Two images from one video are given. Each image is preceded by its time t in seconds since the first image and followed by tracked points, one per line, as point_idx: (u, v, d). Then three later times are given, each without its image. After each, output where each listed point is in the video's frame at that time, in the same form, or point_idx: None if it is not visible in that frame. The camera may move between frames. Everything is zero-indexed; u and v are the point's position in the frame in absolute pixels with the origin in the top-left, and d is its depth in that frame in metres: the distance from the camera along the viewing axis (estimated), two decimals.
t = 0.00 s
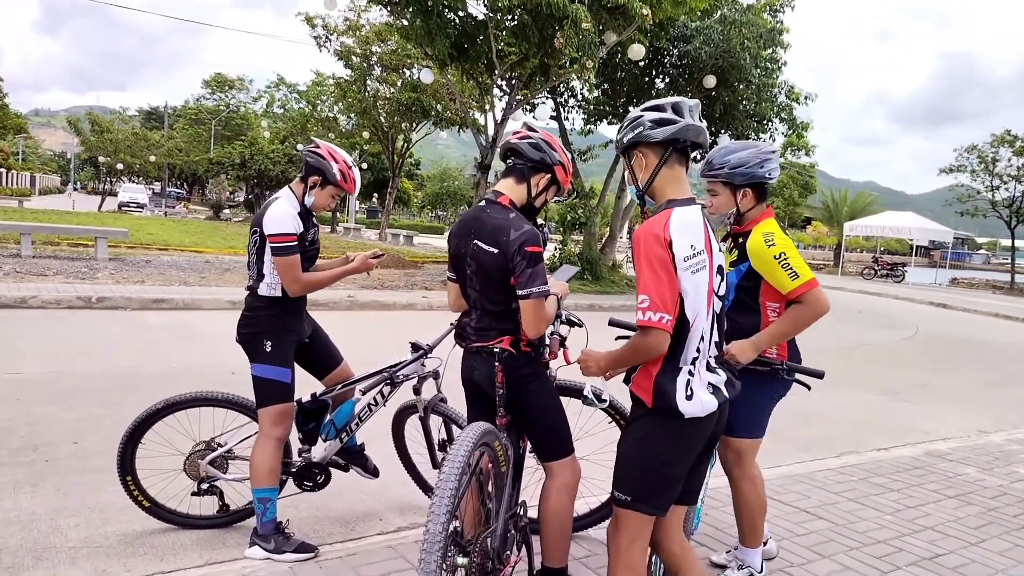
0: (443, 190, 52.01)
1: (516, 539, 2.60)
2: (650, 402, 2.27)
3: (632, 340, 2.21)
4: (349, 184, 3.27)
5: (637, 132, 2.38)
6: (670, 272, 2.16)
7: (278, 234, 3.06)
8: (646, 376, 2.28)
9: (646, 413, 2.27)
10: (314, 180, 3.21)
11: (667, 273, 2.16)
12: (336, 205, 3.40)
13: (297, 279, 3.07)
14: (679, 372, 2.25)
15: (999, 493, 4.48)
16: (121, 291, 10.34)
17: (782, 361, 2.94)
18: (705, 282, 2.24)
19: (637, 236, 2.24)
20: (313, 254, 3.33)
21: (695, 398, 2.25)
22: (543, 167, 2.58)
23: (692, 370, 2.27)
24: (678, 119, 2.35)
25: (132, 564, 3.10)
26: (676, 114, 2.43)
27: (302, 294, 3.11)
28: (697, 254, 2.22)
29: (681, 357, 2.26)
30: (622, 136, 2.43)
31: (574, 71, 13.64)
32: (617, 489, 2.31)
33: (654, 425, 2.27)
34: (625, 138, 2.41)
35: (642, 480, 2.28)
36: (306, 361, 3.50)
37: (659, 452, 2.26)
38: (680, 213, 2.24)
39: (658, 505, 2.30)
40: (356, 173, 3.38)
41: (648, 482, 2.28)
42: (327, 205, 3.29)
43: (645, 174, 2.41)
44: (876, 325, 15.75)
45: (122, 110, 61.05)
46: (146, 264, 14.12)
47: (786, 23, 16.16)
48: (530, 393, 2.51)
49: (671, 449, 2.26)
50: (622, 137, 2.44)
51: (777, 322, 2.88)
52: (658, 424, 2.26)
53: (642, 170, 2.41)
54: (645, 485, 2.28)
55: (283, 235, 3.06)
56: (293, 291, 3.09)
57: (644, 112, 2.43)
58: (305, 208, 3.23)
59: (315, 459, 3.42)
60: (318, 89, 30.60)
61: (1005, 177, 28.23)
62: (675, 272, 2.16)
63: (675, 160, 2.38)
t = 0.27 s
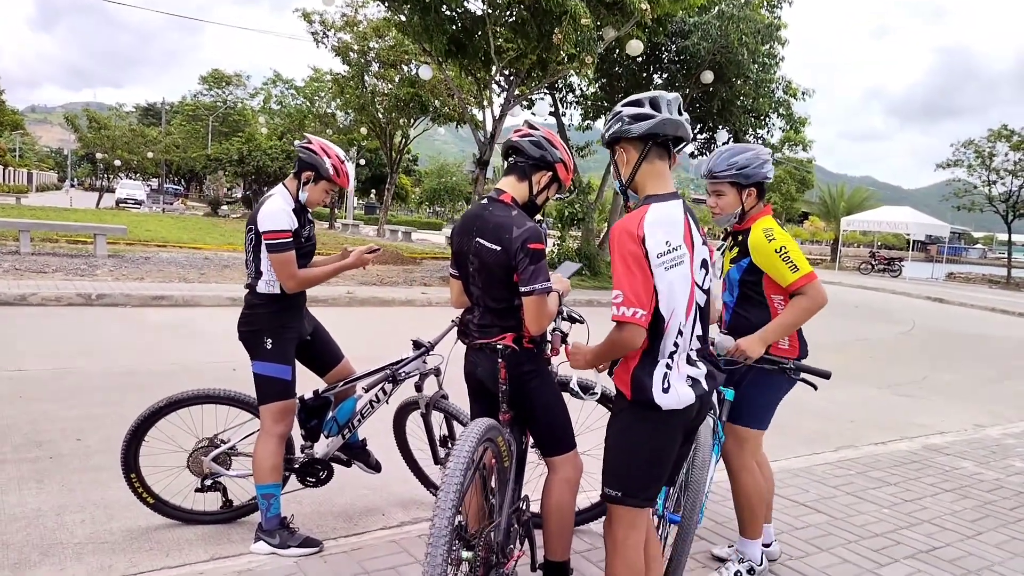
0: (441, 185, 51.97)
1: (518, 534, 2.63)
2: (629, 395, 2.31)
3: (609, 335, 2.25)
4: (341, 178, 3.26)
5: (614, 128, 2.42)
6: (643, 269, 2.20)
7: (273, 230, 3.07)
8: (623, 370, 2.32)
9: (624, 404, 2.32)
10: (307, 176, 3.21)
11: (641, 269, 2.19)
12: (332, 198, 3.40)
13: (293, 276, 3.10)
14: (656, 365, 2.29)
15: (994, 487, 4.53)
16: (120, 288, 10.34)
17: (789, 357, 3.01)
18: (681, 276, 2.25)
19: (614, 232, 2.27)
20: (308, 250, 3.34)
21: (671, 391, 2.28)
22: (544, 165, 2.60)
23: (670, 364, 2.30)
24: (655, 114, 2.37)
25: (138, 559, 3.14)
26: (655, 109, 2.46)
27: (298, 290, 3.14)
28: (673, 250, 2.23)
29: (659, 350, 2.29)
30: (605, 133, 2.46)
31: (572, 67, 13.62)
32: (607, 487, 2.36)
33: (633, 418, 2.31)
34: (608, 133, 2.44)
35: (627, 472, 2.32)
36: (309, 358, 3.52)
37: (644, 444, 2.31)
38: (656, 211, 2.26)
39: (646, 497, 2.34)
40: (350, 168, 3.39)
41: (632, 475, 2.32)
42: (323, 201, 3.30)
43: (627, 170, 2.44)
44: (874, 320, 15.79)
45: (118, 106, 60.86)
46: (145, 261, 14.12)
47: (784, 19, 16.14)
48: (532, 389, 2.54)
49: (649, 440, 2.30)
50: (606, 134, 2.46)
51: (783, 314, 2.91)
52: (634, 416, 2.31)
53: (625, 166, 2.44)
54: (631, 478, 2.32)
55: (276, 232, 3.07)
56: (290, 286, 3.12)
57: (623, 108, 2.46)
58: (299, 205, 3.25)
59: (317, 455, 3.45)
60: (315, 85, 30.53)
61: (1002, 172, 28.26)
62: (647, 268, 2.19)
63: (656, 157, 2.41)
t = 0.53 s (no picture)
0: (438, 183, 51.96)
1: (516, 534, 2.65)
2: (617, 394, 2.34)
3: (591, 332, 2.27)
4: (321, 171, 3.21)
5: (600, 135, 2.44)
6: (624, 265, 2.23)
7: (264, 233, 3.09)
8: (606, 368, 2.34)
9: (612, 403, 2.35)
10: (292, 173, 3.21)
11: (622, 265, 2.23)
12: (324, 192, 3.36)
13: (286, 278, 3.11)
14: (640, 363, 2.31)
15: (988, 485, 4.56)
16: (117, 288, 10.34)
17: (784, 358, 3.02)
18: (661, 276, 2.28)
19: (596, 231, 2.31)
20: (303, 251, 3.33)
21: (656, 389, 2.31)
22: (541, 169, 2.62)
23: (655, 363, 2.32)
24: (640, 121, 2.39)
25: (138, 561, 3.15)
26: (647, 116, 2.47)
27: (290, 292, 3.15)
28: (654, 249, 2.27)
29: (642, 349, 2.30)
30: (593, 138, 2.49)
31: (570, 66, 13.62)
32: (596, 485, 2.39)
33: (623, 416, 2.33)
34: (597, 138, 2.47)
35: (615, 470, 2.35)
36: (307, 360, 3.54)
37: (632, 441, 2.33)
38: (639, 211, 2.29)
39: (635, 494, 2.36)
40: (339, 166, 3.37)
41: (619, 473, 2.34)
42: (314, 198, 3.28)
43: (615, 174, 2.46)
44: (870, 318, 15.83)
45: (114, 104, 60.64)
46: (142, 260, 14.10)
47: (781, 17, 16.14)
48: (529, 392, 2.56)
49: (635, 437, 2.33)
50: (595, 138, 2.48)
51: (774, 317, 2.92)
52: (622, 414, 2.34)
53: (611, 171, 2.46)
54: (618, 476, 2.35)
55: (267, 235, 3.09)
56: (282, 289, 3.13)
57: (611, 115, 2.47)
58: (289, 205, 3.25)
59: (315, 456, 3.47)
60: (312, 83, 30.48)
61: (999, 169, 28.30)
62: (628, 264, 2.22)
63: (642, 162, 2.43)
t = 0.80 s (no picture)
0: (434, 185, 51.96)
1: (514, 537, 2.67)
2: (632, 387, 2.35)
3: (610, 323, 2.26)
4: (280, 154, 3.24)
5: (616, 140, 2.44)
6: (644, 255, 2.26)
7: (252, 234, 3.09)
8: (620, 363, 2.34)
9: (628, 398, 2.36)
10: (267, 171, 3.32)
11: (642, 256, 2.26)
12: (310, 186, 3.34)
13: (273, 280, 3.09)
14: (655, 355, 2.34)
15: (982, 486, 4.59)
16: (113, 291, 10.32)
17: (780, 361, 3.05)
18: (671, 271, 2.35)
19: (608, 228, 2.33)
20: (295, 254, 3.31)
21: (674, 379, 2.36)
22: (537, 174, 2.64)
23: (668, 354, 2.37)
24: (654, 131, 2.46)
25: (136, 566, 3.16)
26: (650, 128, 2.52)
27: (279, 294, 3.12)
28: (665, 245, 2.33)
29: (655, 340, 2.33)
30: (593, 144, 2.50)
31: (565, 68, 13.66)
32: (608, 481, 2.39)
33: (637, 409, 2.35)
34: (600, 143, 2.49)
35: (628, 465, 2.36)
36: (305, 365, 3.55)
37: (646, 434, 2.36)
38: (650, 210, 2.35)
39: (647, 488, 2.39)
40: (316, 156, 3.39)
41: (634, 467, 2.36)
42: (298, 186, 3.28)
43: (619, 179, 2.49)
44: (865, 319, 15.89)
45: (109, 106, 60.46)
46: (138, 263, 14.07)
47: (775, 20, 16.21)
48: (526, 396, 2.57)
49: (648, 431, 2.35)
50: (595, 144, 2.50)
51: (769, 316, 2.94)
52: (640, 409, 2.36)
53: (616, 176, 2.49)
54: (634, 471, 2.36)
55: (249, 237, 3.09)
56: (269, 293, 3.11)
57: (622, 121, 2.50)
58: (278, 207, 3.26)
59: (312, 461, 3.48)
60: (308, 86, 30.46)
61: (992, 170, 28.43)
62: (644, 258, 2.25)
63: (645, 169, 2.48)
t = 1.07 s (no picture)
0: (429, 188, 51.91)
1: (512, 543, 2.65)
2: (660, 384, 2.32)
3: (656, 320, 2.24)
4: (268, 156, 3.23)
5: (661, 144, 2.48)
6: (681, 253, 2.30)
7: (239, 238, 3.06)
8: (653, 360, 2.32)
9: (656, 397, 2.33)
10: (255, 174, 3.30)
11: (680, 254, 2.30)
12: (299, 189, 3.31)
13: (260, 283, 3.05)
14: (680, 350, 2.37)
15: (981, 489, 4.59)
16: (108, 295, 10.27)
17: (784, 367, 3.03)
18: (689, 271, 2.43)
19: (642, 226, 2.30)
20: (285, 259, 3.28)
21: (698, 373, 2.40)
22: (535, 177, 2.62)
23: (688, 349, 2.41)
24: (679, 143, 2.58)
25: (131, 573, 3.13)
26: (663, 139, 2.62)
27: (269, 297, 3.08)
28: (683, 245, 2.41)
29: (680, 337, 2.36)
30: (636, 137, 2.47)
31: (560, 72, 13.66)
32: (639, 484, 2.35)
33: (663, 407, 2.33)
34: (642, 138, 2.47)
35: (658, 465, 2.35)
36: (301, 370, 3.53)
37: (672, 432, 2.35)
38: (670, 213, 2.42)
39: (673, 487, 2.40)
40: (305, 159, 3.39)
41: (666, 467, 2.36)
42: (287, 187, 3.25)
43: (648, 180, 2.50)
44: (861, 321, 15.90)
45: (104, 110, 60.28)
46: (132, 267, 14.01)
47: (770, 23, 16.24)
48: (524, 402, 2.55)
49: (673, 429, 2.35)
50: (635, 138, 2.47)
51: (777, 323, 2.96)
52: (670, 407, 2.34)
53: (647, 175, 2.49)
54: (662, 470, 2.36)
55: (236, 240, 3.06)
56: (256, 297, 3.07)
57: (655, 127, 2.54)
58: (266, 210, 3.24)
59: (309, 467, 3.46)
60: (303, 89, 30.40)
61: (986, 173, 28.53)
62: (682, 255, 2.27)
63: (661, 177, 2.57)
